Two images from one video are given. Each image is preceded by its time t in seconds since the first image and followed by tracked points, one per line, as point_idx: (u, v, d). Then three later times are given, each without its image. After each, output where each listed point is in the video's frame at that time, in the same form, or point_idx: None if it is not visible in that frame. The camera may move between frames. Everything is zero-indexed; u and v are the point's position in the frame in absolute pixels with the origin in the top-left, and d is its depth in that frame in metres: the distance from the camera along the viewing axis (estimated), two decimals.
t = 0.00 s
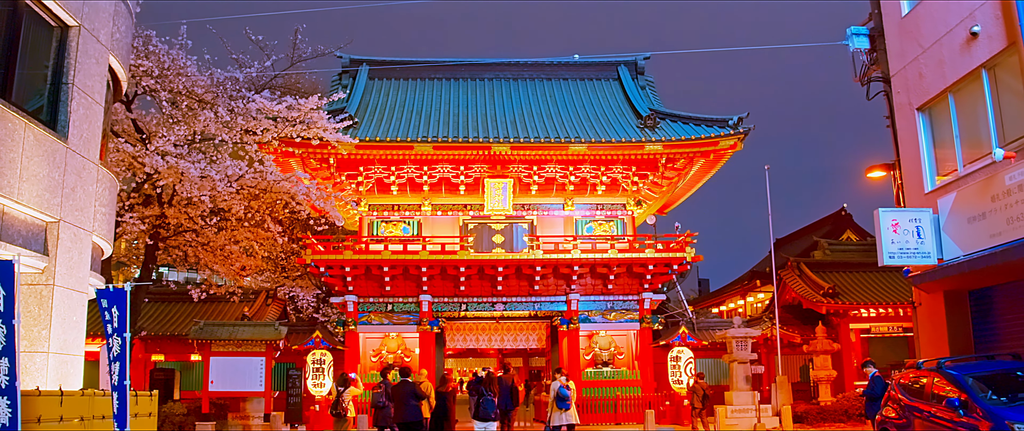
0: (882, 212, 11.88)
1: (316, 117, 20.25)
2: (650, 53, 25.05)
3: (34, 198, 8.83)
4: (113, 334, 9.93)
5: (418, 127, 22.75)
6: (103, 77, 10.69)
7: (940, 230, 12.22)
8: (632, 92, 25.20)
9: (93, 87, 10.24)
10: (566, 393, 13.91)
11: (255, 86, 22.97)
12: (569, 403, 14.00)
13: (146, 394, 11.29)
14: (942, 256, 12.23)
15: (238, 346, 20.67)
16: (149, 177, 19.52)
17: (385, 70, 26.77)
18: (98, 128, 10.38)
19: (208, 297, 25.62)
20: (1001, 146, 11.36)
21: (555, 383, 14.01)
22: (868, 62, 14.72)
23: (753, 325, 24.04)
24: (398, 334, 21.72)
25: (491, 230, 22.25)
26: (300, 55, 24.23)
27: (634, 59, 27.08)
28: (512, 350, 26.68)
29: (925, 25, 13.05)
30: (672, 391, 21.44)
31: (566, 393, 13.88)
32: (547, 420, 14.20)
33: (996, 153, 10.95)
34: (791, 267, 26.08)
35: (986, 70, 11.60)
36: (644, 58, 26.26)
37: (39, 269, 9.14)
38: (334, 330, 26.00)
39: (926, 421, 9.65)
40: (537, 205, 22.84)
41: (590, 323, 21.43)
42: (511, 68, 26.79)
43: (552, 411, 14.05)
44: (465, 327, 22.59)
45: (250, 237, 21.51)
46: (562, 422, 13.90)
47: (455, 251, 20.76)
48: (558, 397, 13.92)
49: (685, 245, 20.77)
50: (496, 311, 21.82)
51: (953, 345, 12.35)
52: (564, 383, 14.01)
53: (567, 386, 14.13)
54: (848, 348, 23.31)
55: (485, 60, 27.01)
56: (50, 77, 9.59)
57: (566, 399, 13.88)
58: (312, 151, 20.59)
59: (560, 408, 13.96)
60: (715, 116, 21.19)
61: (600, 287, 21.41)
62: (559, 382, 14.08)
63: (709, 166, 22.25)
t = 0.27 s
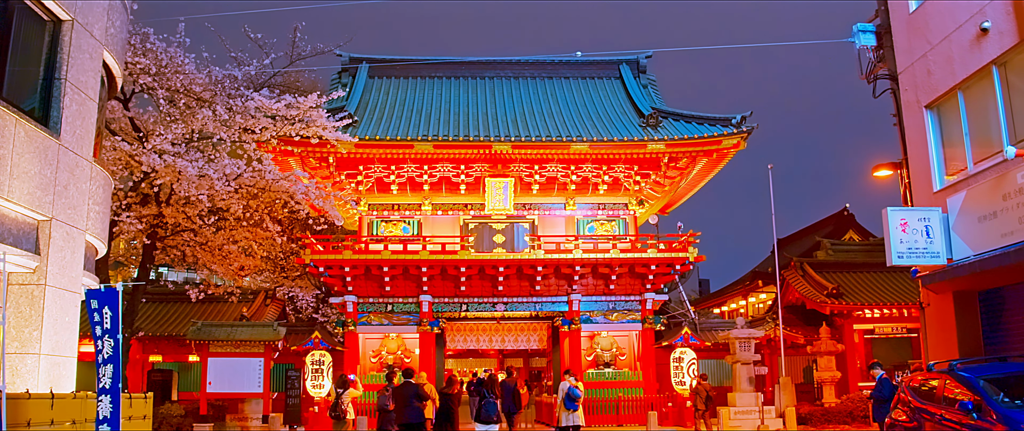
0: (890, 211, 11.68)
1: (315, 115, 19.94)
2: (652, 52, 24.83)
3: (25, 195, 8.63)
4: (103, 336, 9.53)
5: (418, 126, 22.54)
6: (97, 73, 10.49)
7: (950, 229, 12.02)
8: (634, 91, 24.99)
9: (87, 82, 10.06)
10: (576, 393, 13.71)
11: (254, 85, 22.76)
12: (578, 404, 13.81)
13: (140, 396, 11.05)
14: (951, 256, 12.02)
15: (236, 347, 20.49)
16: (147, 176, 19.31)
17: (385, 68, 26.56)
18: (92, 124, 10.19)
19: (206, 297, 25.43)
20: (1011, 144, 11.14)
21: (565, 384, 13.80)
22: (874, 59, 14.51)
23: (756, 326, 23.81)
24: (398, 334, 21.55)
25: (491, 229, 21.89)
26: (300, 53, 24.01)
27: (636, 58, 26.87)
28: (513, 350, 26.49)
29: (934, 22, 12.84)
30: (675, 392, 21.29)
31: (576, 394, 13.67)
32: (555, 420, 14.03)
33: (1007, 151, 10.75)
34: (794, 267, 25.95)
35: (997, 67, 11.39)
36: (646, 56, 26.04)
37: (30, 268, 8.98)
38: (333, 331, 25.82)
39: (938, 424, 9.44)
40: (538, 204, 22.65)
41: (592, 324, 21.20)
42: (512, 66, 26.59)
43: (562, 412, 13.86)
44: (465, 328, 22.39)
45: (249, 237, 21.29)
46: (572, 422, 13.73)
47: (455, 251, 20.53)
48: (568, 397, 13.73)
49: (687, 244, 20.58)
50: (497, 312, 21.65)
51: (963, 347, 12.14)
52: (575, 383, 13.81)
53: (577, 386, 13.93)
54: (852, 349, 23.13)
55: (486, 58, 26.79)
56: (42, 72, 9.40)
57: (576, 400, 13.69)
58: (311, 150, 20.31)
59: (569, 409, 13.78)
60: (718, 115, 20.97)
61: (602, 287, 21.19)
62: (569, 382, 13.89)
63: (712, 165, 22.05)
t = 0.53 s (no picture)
0: (898, 209, 11.48)
1: (314, 114, 19.72)
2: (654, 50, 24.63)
3: (15, 192, 8.48)
4: (93, 337, 9.36)
5: (417, 125, 22.33)
6: (89, 68, 10.36)
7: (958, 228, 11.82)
8: (635, 90, 24.79)
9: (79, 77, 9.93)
10: (579, 395, 13.49)
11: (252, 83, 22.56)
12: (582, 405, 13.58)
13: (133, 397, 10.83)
14: (960, 255, 11.83)
15: (234, 347, 20.28)
16: (143, 175, 19.09)
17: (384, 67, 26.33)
18: (85, 120, 10.07)
19: (204, 297, 25.22)
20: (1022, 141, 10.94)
21: (568, 385, 13.60)
22: (880, 55, 14.27)
23: (759, 326, 23.60)
24: (397, 335, 21.39)
25: (492, 228, 21.74)
26: (298, 51, 23.80)
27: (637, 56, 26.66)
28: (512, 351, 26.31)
29: (942, 17, 12.65)
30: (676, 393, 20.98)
31: (579, 395, 13.47)
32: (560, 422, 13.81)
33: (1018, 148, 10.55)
34: (796, 267, 25.79)
35: (1006, 63, 11.19)
36: (648, 55, 25.83)
37: (20, 267, 8.84)
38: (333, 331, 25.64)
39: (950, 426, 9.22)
40: (539, 203, 22.43)
41: (593, 324, 20.98)
42: (512, 64, 26.38)
43: (565, 414, 13.65)
44: (465, 328, 22.18)
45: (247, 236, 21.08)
46: (575, 424, 13.50)
47: (455, 250, 20.31)
48: (572, 399, 13.51)
49: (689, 244, 20.35)
50: (497, 312, 21.43)
51: (972, 348, 11.94)
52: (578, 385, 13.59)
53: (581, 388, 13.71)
54: (855, 350, 22.91)
55: (486, 56, 26.58)
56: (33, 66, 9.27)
57: (579, 401, 13.47)
58: (310, 149, 20.09)
59: (573, 411, 13.55)
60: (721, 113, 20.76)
61: (603, 287, 20.97)
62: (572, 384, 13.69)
63: (715, 164, 21.85)
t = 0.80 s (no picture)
0: (905, 204, 11.30)
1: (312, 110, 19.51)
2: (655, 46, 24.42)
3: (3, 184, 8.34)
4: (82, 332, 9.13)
5: (416, 121, 22.12)
6: (81, 60, 10.24)
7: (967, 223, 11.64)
8: (636, 86, 24.58)
9: (70, 69, 9.80)
10: (580, 395, 13.29)
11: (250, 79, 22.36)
12: (584, 405, 13.36)
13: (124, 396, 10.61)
14: (968, 251, 11.65)
15: (232, 346, 20.06)
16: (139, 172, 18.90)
17: (383, 63, 26.13)
18: (76, 112, 9.94)
19: (201, 295, 25.03)
20: None
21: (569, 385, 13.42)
22: (885, 49, 13.97)
23: (761, 324, 23.39)
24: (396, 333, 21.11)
25: (492, 226, 21.68)
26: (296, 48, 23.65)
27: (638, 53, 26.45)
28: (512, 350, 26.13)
29: (950, 9, 12.44)
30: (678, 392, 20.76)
31: (580, 395, 13.25)
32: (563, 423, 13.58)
33: None
34: (799, 265, 25.65)
35: (1016, 54, 10.97)
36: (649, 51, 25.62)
37: (9, 262, 8.73)
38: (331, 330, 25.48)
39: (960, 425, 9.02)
40: (539, 201, 22.20)
41: (594, 322, 20.77)
42: (512, 61, 26.17)
43: (568, 414, 13.43)
44: (465, 327, 22.00)
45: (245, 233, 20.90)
46: (577, 424, 13.26)
47: (455, 248, 20.10)
48: (575, 399, 13.29)
49: (691, 241, 20.04)
50: (497, 310, 21.09)
51: (980, 345, 11.75)
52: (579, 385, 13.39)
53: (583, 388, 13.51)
54: (858, 349, 22.71)
55: (486, 53, 26.37)
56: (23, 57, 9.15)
57: (580, 401, 13.26)
58: (308, 145, 19.88)
59: (575, 411, 13.33)
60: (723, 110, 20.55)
61: (604, 285, 20.77)
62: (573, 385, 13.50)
63: (716, 161, 21.66)
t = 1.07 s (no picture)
0: (913, 201, 11.09)
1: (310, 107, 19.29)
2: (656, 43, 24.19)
3: None
4: (68, 332, 8.91)
5: (415, 119, 21.89)
6: (71, 53, 10.15)
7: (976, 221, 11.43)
8: (637, 84, 24.34)
9: (59, 62, 9.70)
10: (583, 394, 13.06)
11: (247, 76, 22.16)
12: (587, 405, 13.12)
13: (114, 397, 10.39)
14: (978, 249, 11.44)
15: (228, 346, 19.91)
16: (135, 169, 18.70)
17: (382, 61, 25.94)
18: (66, 106, 9.84)
19: (199, 295, 24.80)
20: None
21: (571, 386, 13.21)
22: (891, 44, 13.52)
23: (764, 324, 23.17)
24: (395, 333, 20.86)
25: (492, 225, 21.50)
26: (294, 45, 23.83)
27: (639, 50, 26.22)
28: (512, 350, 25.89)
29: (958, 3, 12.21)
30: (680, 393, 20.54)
31: (582, 394, 13.04)
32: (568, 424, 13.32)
33: None
34: (801, 264, 25.45)
35: None
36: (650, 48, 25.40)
37: None
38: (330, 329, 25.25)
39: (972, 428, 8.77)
40: (539, 199, 21.92)
41: (595, 322, 20.54)
42: (512, 58, 25.96)
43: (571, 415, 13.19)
44: (464, 327, 21.77)
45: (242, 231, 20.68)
46: (581, 423, 13.00)
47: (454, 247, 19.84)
48: (578, 398, 13.05)
49: (694, 239, 19.71)
50: (497, 309, 20.84)
51: (989, 345, 11.53)
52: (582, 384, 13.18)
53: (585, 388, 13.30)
54: (862, 349, 22.48)
55: (485, 50, 26.15)
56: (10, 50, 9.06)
57: (583, 400, 13.03)
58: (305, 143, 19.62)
59: (579, 410, 13.08)
60: (725, 107, 20.31)
61: (605, 284, 20.55)
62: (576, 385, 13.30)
63: (718, 159, 21.44)
